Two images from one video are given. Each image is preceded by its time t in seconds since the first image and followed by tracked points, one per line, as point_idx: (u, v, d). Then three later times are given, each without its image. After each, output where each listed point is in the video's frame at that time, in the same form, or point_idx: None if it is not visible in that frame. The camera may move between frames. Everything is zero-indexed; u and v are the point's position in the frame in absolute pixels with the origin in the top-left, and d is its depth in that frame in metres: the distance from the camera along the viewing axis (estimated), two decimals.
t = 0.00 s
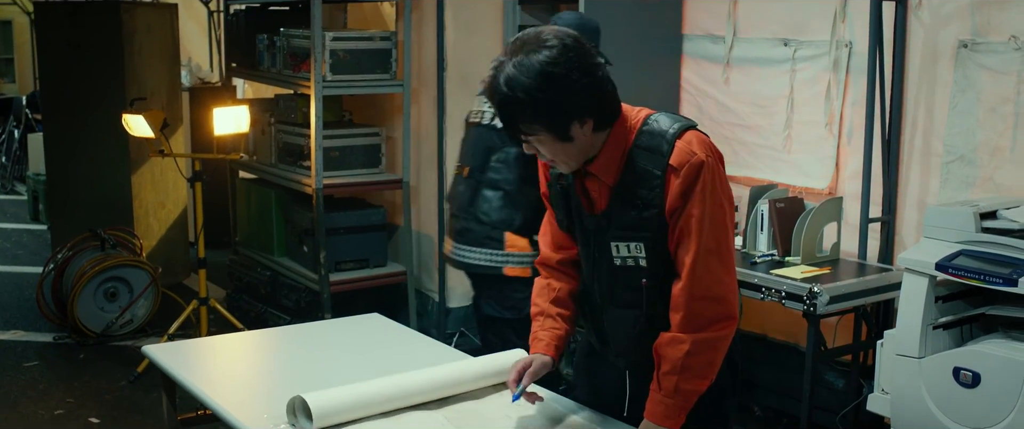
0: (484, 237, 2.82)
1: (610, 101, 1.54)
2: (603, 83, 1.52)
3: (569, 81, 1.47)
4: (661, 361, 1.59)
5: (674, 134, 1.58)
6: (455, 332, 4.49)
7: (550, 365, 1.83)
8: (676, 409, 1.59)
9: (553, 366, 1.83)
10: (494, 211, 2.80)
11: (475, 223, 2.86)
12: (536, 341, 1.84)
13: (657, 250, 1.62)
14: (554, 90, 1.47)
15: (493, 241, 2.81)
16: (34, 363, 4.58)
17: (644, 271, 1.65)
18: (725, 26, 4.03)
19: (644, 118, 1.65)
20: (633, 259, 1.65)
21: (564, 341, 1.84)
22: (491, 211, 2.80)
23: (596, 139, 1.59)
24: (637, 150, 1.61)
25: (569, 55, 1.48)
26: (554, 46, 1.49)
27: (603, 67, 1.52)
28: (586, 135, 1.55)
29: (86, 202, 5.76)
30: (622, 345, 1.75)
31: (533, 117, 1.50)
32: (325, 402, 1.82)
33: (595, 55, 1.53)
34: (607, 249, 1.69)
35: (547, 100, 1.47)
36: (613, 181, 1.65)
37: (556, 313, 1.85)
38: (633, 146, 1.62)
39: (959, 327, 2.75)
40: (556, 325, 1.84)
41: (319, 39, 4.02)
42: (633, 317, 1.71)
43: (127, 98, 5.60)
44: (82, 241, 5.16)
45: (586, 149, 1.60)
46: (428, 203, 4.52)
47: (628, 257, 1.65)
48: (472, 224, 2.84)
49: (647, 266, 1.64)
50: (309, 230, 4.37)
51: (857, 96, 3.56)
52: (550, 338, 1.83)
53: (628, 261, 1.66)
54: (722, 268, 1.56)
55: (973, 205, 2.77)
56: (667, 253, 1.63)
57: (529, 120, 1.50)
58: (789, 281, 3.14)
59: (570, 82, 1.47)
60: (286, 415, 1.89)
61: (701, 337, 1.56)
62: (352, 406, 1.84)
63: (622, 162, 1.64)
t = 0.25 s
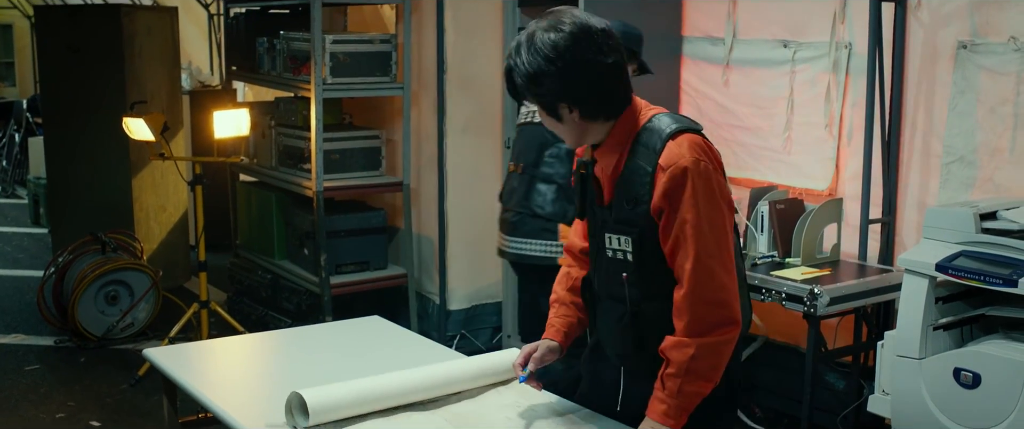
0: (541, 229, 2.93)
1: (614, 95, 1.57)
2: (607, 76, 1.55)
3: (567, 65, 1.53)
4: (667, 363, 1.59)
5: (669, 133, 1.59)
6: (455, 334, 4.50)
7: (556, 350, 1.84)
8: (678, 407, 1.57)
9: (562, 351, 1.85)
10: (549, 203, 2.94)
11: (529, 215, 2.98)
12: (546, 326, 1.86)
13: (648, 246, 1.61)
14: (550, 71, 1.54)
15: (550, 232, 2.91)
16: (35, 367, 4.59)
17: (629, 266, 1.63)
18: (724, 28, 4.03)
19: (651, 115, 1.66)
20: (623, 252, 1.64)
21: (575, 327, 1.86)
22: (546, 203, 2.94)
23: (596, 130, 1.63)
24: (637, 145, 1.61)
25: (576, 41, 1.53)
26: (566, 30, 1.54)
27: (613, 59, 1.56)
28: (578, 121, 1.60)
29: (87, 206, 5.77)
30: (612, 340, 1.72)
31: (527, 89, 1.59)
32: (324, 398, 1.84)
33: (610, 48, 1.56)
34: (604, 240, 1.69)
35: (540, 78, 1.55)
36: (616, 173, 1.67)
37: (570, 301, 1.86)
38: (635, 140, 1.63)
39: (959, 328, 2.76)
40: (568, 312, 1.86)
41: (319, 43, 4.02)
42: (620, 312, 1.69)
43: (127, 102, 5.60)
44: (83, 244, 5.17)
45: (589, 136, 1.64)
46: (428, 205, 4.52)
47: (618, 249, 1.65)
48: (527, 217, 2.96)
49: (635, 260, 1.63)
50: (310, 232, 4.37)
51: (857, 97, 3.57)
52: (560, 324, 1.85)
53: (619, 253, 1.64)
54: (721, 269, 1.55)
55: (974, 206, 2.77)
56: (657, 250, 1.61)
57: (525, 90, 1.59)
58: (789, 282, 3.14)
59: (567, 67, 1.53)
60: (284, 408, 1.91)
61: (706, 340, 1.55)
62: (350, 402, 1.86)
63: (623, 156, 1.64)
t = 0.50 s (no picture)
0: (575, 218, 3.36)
1: (615, 85, 1.56)
2: (611, 62, 1.55)
3: (574, 46, 1.53)
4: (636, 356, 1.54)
5: (649, 126, 1.55)
6: (453, 339, 4.49)
7: (548, 354, 1.84)
8: (646, 397, 1.52)
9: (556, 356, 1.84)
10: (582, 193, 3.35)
11: (563, 206, 3.42)
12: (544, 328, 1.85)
13: (629, 239, 1.57)
14: (557, 49, 1.54)
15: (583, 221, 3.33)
16: (33, 373, 4.58)
17: (606, 258, 1.60)
18: (721, 33, 4.04)
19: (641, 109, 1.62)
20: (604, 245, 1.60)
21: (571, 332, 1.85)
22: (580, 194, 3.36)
23: (594, 120, 1.61)
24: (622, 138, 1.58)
25: (585, 24, 1.54)
26: (576, 15, 1.55)
27: (622, 47, 1.56)
28: (579, 107, 1.58)
29: (85, 212, 5.77)
30: (595, 335, 1.69)
31: (533, 70, 1.58)
32: (317, 393, 1.87)
33: (620, 37, 1.56)
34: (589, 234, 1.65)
35: (546, 57, 1.55)
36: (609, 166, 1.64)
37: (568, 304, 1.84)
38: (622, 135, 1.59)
39: (956, 330, 2.76)
40: (565, 315, 1.84)
41: (316, 48, 4.03)
42: (600, 306, 1.65)
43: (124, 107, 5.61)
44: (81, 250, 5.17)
45: (589, 127, 1.62)
46: (426, 210, 4.53)
47: (599, 242, 1.60)
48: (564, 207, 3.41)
49: (613, 253, 1.59)
50: (308, 237, 4.37)
51: (853, 101, 3.57)
52: (557, 327, 1.84)
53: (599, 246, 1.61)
54: (694, 263, 1.51)
55: (970, 208, 2.77)
56: (637, 244, 1.57)
57: (530, 72, 1.59)
58: (787, 286, 3.15)
59: (574, 48, 1.53)
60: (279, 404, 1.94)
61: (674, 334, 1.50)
62: (343, 397, 1.88)
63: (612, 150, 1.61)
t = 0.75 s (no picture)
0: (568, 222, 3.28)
1: (610, 84, 1.54)
2: (607, 62, 1.52)
3: (573, 45, 1.50)
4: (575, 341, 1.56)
5: (642, 124, 1.54)
6: (450, 342, 4.50)
7: (539, 361, 1.78)
8: (569, 379, 1.56)
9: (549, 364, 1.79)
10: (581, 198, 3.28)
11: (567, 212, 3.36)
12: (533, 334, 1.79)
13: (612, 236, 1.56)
14: (557, 47, 1.51)
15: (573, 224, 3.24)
16: (30, 378, 4.58)
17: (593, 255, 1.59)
18: (716, 35, 4.05)
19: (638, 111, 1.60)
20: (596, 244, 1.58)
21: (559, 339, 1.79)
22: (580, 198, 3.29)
23: (589, 121, 1.58)
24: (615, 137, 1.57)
25: (585, 22, 1.51)
26: (575, 13, 1.52)
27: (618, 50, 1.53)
28: (574, 107, 1.56)
29: (81, 217, 5.76)
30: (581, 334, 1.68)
31: (531, 67, 1.54)
32: (312, 397, 1.87)
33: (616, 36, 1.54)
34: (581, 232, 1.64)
35: (545, 54, 1.51)
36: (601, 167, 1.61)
37: (558, 309, 1.80)
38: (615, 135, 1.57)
39: (952, 332, 2.77)
40: (555, 321, 1.79)
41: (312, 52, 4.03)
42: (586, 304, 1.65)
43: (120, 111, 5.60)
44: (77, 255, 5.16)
45: (582, 128, 1.59)
46: (422, 214, 4.53)
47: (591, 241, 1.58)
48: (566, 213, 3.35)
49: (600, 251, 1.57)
50: (304, 241, 4.37)
51: (848, 103, 3.58)
52: (546, 333, 1.78)
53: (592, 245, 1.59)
54: (637, 259, 1.50)
55: (965, 210, 2.78)
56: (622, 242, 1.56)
57: (527, 69, 1.55)
58: (783, 288, 3.15)
59: (572, 46, 1.50)
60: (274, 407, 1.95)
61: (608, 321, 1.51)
62: (336, 399, 1.89)
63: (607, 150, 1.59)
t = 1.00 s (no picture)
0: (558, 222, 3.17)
1: (594, 91, 1.57)
2: (588, 70, 1.55)
3: (552, 55, 1.54)
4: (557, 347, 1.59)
5: (624, 129, 1.56)
6: (451, 344, 4.50)
7: (529, 368, 1.77)
8: (552, 390, 1.58)
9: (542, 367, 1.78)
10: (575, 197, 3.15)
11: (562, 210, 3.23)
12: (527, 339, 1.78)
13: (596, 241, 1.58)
14: (535, 59, 1.56)
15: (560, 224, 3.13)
16: (32, 379, 4.58)
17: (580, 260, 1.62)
18: (718, 38, 4.05)
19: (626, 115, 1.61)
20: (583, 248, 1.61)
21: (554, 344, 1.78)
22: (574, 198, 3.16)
23: (575, 125, 1.62)
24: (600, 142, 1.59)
25: (564, 32, 1.54)
26: (556, 23, 1.55)
27: (599, 60, 1.55)
28: (559, 114, 1.60)
29: (83, 218, 5.77)
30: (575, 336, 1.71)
31: (518, 76, 1.61)
32: (314, 398, 1.87)
33: (599, 44, 1.55)
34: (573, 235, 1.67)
35: (526, 65, 1.57)
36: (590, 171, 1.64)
37: (553, 313, 1.78)
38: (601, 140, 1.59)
39: (953, 335, 2.77)
40: (550, 326, 1.78)
41: (315, 53, 4.03)
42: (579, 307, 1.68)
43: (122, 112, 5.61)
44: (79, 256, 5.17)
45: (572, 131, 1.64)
46: (424, 215, 4.53)
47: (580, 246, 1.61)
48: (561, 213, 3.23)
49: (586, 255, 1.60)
50: (306, 243, 4.38)
51: (850, 106, 3.59)
52: (540, 338, 1.77)
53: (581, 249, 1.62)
54: (610, 263, 1.53)
55: (967, 213, 2.78)
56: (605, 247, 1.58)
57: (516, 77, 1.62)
58: (784, 291, 3.15)
59: (550, 57, 1.54)
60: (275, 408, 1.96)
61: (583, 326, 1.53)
62: (338, 400, 1.89)
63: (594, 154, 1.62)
